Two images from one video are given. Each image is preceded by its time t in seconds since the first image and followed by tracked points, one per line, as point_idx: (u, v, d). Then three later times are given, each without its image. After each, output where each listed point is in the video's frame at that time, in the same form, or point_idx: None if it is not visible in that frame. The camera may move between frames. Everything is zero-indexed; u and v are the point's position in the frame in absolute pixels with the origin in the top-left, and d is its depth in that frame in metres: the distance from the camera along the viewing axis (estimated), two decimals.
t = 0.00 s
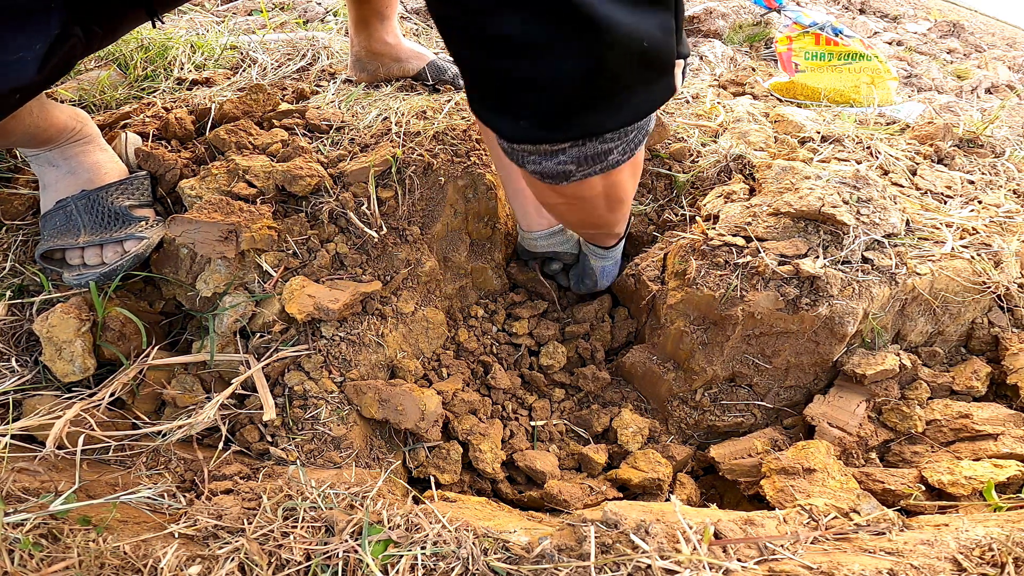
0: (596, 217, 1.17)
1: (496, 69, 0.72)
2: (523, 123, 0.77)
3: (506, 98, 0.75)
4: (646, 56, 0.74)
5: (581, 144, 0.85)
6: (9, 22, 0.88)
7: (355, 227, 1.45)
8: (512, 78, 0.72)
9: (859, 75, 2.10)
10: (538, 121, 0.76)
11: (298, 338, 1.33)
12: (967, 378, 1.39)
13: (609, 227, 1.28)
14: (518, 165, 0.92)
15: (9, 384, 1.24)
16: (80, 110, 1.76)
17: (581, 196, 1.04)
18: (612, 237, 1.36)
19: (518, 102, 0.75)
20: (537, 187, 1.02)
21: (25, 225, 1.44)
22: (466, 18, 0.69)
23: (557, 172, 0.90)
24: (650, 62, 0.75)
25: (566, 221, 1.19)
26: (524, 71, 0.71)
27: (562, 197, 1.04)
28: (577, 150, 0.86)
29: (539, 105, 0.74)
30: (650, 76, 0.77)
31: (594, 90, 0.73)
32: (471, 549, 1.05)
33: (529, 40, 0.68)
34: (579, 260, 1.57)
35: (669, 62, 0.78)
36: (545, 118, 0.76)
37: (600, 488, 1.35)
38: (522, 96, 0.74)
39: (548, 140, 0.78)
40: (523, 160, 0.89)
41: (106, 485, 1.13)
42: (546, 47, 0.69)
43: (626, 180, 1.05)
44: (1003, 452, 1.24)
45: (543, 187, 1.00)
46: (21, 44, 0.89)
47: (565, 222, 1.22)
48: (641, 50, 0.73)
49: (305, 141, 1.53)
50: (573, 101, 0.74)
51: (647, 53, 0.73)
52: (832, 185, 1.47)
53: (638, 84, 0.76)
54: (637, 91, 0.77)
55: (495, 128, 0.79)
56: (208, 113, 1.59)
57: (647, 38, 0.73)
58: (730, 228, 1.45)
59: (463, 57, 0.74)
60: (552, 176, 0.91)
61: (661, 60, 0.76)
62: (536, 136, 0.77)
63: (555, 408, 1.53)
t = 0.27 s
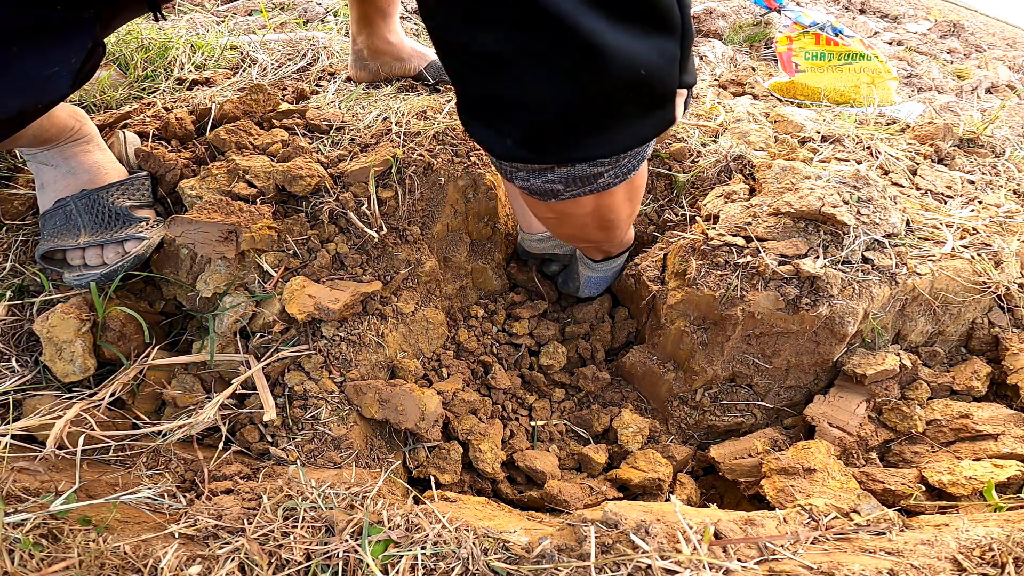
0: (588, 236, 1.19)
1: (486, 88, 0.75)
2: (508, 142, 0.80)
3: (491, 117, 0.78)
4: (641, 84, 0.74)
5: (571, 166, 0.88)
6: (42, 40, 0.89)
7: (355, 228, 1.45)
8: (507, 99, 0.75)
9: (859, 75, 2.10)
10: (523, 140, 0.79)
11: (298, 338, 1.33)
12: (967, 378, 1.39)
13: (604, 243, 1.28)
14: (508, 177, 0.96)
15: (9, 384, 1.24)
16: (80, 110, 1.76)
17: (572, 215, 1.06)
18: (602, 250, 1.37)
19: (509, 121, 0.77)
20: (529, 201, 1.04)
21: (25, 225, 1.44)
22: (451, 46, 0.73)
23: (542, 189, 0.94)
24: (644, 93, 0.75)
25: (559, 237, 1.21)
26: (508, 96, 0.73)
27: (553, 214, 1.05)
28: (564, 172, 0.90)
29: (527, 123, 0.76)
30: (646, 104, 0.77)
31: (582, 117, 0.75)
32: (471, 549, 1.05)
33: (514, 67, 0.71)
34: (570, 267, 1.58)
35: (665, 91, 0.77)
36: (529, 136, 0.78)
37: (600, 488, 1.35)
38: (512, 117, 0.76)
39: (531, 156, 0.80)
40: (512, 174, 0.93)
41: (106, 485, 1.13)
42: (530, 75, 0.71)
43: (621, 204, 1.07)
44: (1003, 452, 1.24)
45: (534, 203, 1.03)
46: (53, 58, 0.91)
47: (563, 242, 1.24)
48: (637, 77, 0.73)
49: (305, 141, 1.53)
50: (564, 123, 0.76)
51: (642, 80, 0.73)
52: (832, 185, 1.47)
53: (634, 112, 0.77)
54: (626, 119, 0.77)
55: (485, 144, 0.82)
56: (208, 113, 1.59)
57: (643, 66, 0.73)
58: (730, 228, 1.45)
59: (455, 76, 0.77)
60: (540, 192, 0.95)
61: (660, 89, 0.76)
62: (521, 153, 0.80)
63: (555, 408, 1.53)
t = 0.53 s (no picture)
0: (605, 215, 1.18)
1: (532, 73, 0.75)
2: (571, 127, 0.79)
3: (548, 103, 0.77)
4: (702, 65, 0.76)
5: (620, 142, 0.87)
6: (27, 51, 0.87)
7: (355, 227, 1.45)
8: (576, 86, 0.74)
9: (859, 75, 2.10)
10: (585, 123, 0.78)
11: (298, 338, 1.33)
12: (967, 378, 1.39)
13: (611, 225, 1.27)
14: (546, 159, 0.94)
15: (9, 384, 1.24)
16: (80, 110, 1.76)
17: (599, 192, 1.04)
18: (603, 237, 1.36)
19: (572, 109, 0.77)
20: (555, 178, 1.01)
21: (25, 225, 1.44)
22: (512, 29, 0.73)
23: (584, 166, 0.92)
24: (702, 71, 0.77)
25: (570, 217, 1.20)
26: (573, 77, 0.73)
27: (579, 190, 1.03)
28: (609, 146, 0.88)
29: (594, 110, 0.76)
30: (705, 80, 0.79)
31: (651, 98, 0.76)
32: (471, 549, 1.05)
33: (582, 47, 0.71)
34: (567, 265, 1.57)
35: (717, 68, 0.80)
36: (593, 122, 0.78)
37: (600, 488, 1.35)
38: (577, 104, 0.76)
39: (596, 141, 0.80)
40: (554, 155, 0.91)
41: (106, 485, 1.13)
42: (597, 55, 0.71)
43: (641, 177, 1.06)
44: (1004, 452, 1.24)
45: (562, 179, 1.00)
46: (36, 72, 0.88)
47: (569, 219, 1.22)
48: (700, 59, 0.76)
49: (305, 141, 1.53)
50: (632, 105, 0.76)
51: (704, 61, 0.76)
52: (832, 185, 1.47)
53: (694, 88, 0.78)
54: (684, 97, 0.78)
55: (539, 131, 0.81)
56: (208, 113, 1.59)
57: (705, 48, 0.76)
58: (730, 228, 1.45)
59: (507, 63, 0.77)
60: (583, 168, 0.93)
61: (715, 67, 0.79)
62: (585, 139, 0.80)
63: (555, 408, 1.53)
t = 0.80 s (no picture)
0: (604, 217, 1.17)
1: (513, 82, 0.75)
2: (557, 135, 0.78)
3: (536, 112, 0.77)
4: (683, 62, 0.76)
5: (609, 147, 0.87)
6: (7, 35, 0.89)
7: (355, 227, 1.45)
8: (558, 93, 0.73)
9: (859, 75, 2.10)
10: (573, 130, 0.78)
11: (298, 338, 1.33)
12: (967, 378, 1.39)
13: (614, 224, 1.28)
14: (537, 170, 0.94)
15: (9, 384, 1.24)
16: (80, 110, 1.76)
17: (597, 197, 1.05)
18: (606, 237, 1.35)
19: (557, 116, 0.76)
20: (551, 188, 1.02)
21: (25, 225, 1.44)
22: (498, 37, 0.71)
23: (577, 173, 0.92)
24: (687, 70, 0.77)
25: (572, 223, 1.20)
26: (561, 84, 0.73)
27: (576, 197, 1.04)
28: (600, 152, 0.88)
29: (578, 116, 0.76)
30: (687, 76, 0.78)
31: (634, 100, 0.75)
32: (471, 549, 1.05)
33: (570, 53, 0.70)
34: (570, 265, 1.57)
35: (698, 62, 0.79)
36: (578, 128, 0.77)
37: (601, 488, 1.35)
38: (562, 111, 0.76)
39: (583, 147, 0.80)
40: (545, 165, 0.92)
41: (106, 485, 1.13)
42: (585, 60, 0.71)
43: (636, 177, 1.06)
44: (1003, 452, 1.24)
45: (557, 188, 1.00)
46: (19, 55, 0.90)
47: (571, 226, 1.22)
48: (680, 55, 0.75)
49: (305, 141, 1.53)
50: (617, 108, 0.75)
51: (686, 57, 0.75)
52: (832, 185, 1.47)
53: (676, 86, 0.78)
54: (669, 96, 0.78)
55: (526, 142, 0.81)
56: (208, 113, 1.59)
57: (684, 44, 0.75)
58: (730, 228, 1.45)
59: (488, 73, 0.76)
60: (575, 176, 0.93)
61: (696, 62, 0.78)
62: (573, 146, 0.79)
63: (555, 408, 1.53)
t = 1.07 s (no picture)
0: (603, 217, 1.18)
1: (500, 87, 0.75)
2: (546, 137, 0.79)
3: (525, 115, 0.77)
4: (668, 61, 0.76)
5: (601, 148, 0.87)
6: None
7: (355, 227, 1.45)
8: (544, 96, 0.74)
9: (859, 75, 2.10)
10: (562, 132, 0.78)
11: (298, 338, 1.33)
12: (967, 378, 1.39)
13: (614, 222, 1.28)
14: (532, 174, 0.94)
15: (9, 384, 1.24)
16: (80, 110, 1.76)
17: (594, 198, 1.05)
18: (608, 236, 1.35)
19: (546, 119, 0.77)
20: (548, 192, 1.01)
21: (25, 225, 1.44)
22: (482, 43, 0.71)
23: (572, 176, 0.92)
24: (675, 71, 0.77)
25: (572, 224, 1.20)
26: (553, 86, 0.73)
27: (573, 199, 1.04)
28: (592, 153, 0.88)
29: (566, 118, 0.76)
30: (673, 75, 0.79)
31: (620, 100, 0.76)
32: (471, 549, 1.05)
33: (560, 55, 0.70)
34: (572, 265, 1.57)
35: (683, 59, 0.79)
36: (567, 130, 0.78)
37: (600, 488, 1.35)
38: (550, 113, 0.76)
39: (573, 148, 0.81)
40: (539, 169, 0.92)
41: (106, 485, 1.13)
42: (576, 62, 0.71)
43: (632, 175, 1.06)
44: (1003, 452, 1.24)
45: (554, 192, 1.00)
46: None
47: (572, 227, 1.22)
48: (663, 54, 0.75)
49: (305, 141, 1.53)
50: (604, 109, 0.76)
51: (670, 56, 0.75)
52: (832, 185, 1.47)
53: (662, 85, 0.78)
54: (655, 95, 0.78)
55: (517, 145, 0.81)
56: (208, 113, 1.59)
57: (667, 43, 0.75)
58: (730, 228, 1.45)
59: (474, 78, 0.76)
60: (570, 179, 0.93)
61: (681, 60, 0.78)
62: (563, 148, 0.80)
63: (555, 408, 1.53)
